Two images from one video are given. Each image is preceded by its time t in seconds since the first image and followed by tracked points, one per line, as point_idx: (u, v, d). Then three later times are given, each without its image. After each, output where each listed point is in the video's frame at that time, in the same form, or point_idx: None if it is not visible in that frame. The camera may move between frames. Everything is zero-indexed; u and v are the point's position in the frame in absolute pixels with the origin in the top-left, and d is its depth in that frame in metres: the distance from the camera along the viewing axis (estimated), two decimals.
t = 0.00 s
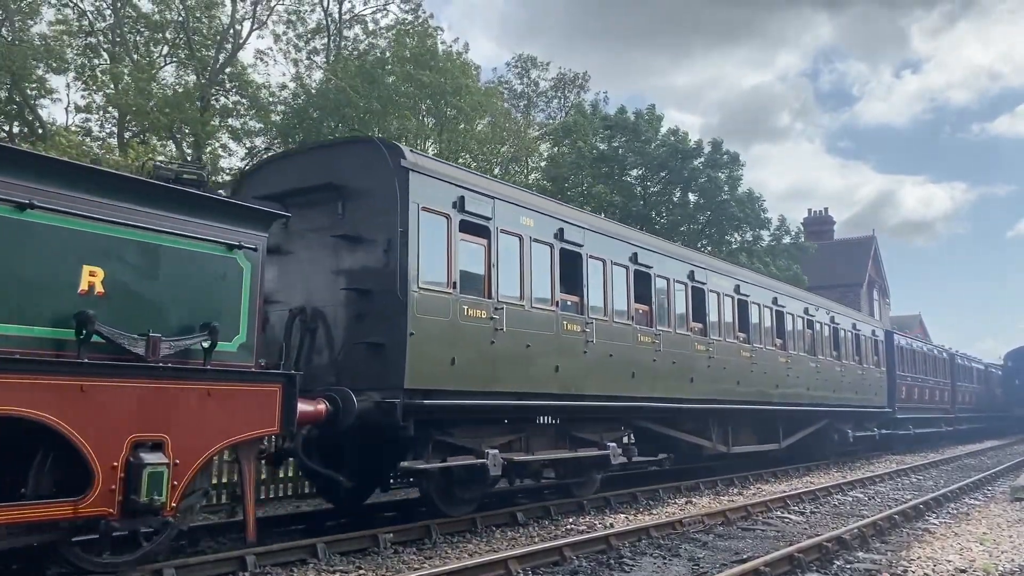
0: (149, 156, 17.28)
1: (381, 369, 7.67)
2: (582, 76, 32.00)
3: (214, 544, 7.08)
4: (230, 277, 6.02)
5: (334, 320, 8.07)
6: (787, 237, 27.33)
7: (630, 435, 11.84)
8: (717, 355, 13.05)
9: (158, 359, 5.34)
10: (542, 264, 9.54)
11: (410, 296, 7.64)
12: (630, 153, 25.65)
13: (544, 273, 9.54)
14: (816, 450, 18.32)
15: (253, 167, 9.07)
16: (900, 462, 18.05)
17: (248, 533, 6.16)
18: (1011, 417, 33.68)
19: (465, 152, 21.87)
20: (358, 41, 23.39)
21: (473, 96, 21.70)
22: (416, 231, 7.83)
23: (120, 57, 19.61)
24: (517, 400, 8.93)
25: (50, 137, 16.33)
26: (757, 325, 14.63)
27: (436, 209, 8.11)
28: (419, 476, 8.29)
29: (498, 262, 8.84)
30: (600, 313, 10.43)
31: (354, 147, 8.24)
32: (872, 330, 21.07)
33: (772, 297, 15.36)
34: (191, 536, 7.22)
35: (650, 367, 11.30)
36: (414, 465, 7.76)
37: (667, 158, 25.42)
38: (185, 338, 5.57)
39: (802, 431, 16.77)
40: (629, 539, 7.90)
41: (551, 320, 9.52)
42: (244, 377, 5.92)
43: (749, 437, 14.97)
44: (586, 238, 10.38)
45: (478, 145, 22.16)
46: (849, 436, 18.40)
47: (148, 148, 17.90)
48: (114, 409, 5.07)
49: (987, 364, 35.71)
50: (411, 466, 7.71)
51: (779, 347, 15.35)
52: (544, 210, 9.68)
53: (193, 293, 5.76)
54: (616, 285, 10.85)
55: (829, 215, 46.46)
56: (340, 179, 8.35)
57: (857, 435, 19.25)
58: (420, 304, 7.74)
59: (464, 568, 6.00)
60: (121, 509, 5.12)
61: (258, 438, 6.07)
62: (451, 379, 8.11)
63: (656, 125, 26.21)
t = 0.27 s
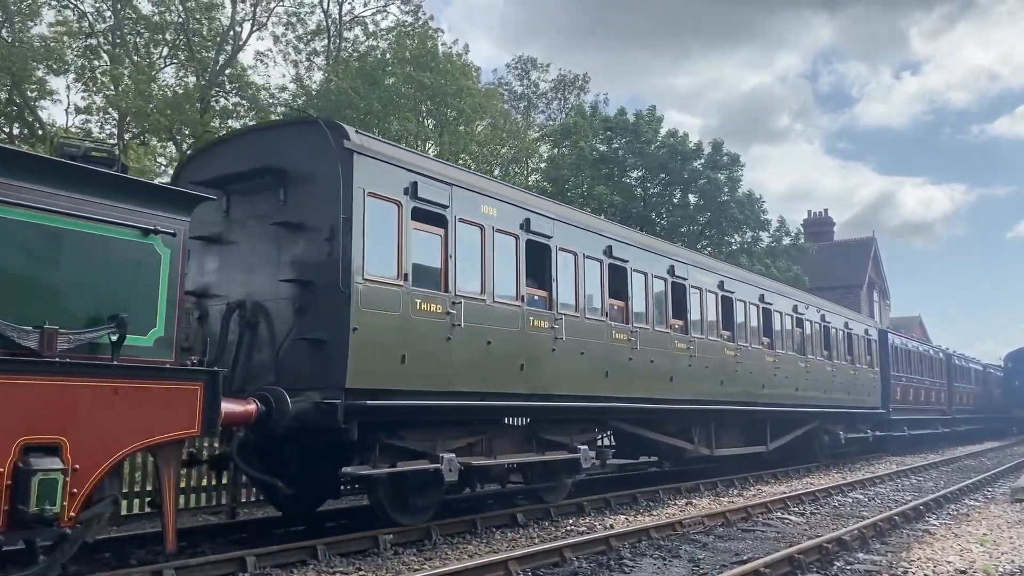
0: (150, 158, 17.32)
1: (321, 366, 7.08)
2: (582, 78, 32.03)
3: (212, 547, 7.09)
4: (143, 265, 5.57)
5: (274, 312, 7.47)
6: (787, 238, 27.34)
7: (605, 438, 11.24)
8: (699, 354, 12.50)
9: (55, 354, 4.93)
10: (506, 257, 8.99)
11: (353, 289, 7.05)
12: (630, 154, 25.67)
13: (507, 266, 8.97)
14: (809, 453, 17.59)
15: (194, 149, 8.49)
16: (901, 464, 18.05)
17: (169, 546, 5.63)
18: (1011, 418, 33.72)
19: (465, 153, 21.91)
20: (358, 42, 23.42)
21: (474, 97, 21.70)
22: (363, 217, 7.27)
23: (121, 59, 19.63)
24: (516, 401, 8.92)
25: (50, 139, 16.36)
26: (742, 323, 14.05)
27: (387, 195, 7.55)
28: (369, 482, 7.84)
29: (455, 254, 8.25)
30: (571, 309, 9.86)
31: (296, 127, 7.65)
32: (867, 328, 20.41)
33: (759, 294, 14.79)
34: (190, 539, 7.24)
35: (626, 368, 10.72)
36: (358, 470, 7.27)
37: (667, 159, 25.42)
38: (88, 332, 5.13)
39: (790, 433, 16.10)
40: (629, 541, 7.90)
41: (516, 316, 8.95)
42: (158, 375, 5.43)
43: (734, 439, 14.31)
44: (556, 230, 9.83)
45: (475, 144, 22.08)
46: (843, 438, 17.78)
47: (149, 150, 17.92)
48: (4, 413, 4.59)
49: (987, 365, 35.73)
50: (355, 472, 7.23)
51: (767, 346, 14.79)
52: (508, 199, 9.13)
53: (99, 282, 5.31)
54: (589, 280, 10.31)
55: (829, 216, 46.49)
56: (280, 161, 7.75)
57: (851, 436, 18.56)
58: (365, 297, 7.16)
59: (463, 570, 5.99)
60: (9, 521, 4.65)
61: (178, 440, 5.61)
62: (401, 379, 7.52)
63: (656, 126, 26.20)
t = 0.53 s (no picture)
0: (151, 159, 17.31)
1: (250, 364, 6.54)
2: (582, 79, 32.02)
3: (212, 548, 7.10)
4: (43, 251, 5.29)
5: (205, 303, 6.96)
6: (787, 239, 27.34)
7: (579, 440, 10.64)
8: (679, 354, 11.87)
9: None
10: (466, 248, 8.40)
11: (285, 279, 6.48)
12: (630, 155, 25.67)
13: (467, 258, 8.39)
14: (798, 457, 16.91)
15: (132, 132, 8.01)
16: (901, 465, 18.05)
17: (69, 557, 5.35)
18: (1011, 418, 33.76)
19: (465, 154, 21.92)
20: (358, 43, 23.42)
21: (474, 99, 21.67)
22: (296, 202, 6.69)
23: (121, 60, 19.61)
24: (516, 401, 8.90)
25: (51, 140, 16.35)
26: (727, 322, 13.45)
27: (326, 178, 6.96)
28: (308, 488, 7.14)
29: (406, 242, 7.65)
30: (538, 304, 9.27)
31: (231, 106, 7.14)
32: (859, 326, 19.80)
33: (745, 290, 14.20)
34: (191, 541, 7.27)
35: (601, 367, 10.11)
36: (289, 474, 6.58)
37: (667, 160, 25.42)
38: None
39: (778, 435, 15.48)
40: (629, 542, 7.90)
41: (475, 309, 8.35)
42: (62, 371, 5.24)
43: (718, 441, 13.70)
44: (521, 219, 9.24)
45: (473, 143, 21.88)
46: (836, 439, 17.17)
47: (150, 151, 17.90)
48: None
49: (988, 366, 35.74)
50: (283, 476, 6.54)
51: (753, 344, 14.19)
52: (468, 186, 8.53)
53: None
54: (559, 274, 9.72)
55: (829, 218, 46.53)
56: (214, 143, 7.23)
57: (844, 438, 17.92)
58: (299, 289, 6.56)
59: (463, 571, 5.98)
60: None
61: (83, 443, 5.41)
62: (343, 378, 6.93)
63: (656, 127, 26.19)
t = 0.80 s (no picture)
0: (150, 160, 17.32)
1: (165, 361, 5.88)
2: (582, 80, 32.03)
3: (211, 549, 7.12)
4: None
5: (121, 294, 6.29)
6: (787, 240, 27.34)
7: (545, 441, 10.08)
8: (658, 352, 11.38)
9: None
10: (418, 237, 7.77)
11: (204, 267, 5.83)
12: (630, 156, 25.68)
13: (418, 248, 7.74)
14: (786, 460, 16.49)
15: (53, 109, 7.37)
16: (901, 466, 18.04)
17: None
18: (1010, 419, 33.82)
19: (465, 155, 21.94)
20: (357, 43, 23.43)
21: (474, 99, 21.64)
22: (219, 181, 6.05)
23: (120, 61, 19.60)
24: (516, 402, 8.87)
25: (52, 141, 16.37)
26: (711, 321, 12.98)
27: (255, 157, 6.31)
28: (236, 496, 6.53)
29: (349, 229, 7.03)
30: (502, 299, 8.68)
31: (151, 77, 6.48)
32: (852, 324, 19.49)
33: (729, 286, 13.72)
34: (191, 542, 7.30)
35: (569, 366, 9.55)
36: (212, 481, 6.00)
37: (667, 161, 25.43)
38: None
39: (764, 437, 15.07)
40: (630, 543, 7.89)
41: (429, 302, 7.73)
42: None
43: (701, 443, 13.28)
44: (481, 207, 8.62)
45: (476, 145, 22.13)
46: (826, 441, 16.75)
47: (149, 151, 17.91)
48: None
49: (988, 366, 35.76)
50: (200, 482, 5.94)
51: (737, 342, 13.76)
52: (422, 170, 7.90)
53: None
54: (525, 266, 9.15)
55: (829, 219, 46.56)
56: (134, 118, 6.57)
57: (834, 440, 17.50)
58: (221, 278, 5.93)
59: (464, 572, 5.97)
60: None
61: None
62: (275, 377, 6.31)
63: (657, 127, 26.19)
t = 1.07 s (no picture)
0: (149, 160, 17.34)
1: (66, 356, 5.35)
2: (582, 81, 32.03)
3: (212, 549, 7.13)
4: None
5: (22, 282, 5.77)
6: (787, 241, 27.35)
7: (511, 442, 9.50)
8: (633, 349, 10.86)
9: None
10: (363, 223, 7.23)
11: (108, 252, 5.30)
12: (630, 156, 25.70)
13: (361, 236, 7.19)
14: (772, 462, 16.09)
15: None
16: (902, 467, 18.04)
17: None
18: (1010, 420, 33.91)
19: (464, 156, 21.94)
20: (357, 44, 23.45)
21: (473, 99, 21.61)
22: (127, 158, 5.51)
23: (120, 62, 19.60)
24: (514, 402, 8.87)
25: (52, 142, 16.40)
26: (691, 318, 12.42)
27: (169, 133, 5.77)
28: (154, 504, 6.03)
29: (281, 214, 6.48)
30: (459, 292, 8.16)
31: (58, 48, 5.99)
32: (844, 322, 19.12)
33: (711, 281, 13.20)
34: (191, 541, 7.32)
35: (535, 364, 9.04)
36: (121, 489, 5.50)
37: (667, 162, 25.44)
38: None
39: (750, 438, 14.60)
40: (629, 543, 7.90)
41: (374, 294, 7.19)
42: None
43: (682, 445, 12.87)
44: (436, 193, 8.09)
45: (475, 146, 22.10)
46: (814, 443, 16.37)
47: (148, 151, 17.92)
48: None
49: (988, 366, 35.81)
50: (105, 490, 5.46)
51: (721, 340, 13.22)
52: (368, 151, 7.37)
53: None
54: (485, 257, 8.64)
55: (829, 219, 46.59)
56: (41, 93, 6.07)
57: (824, 441, 17.12)
58: (126, 266, 5.37)
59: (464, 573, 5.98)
60: None
61: None
62: (194, 374, 5.78)
63: (657, 128, 26.20)
